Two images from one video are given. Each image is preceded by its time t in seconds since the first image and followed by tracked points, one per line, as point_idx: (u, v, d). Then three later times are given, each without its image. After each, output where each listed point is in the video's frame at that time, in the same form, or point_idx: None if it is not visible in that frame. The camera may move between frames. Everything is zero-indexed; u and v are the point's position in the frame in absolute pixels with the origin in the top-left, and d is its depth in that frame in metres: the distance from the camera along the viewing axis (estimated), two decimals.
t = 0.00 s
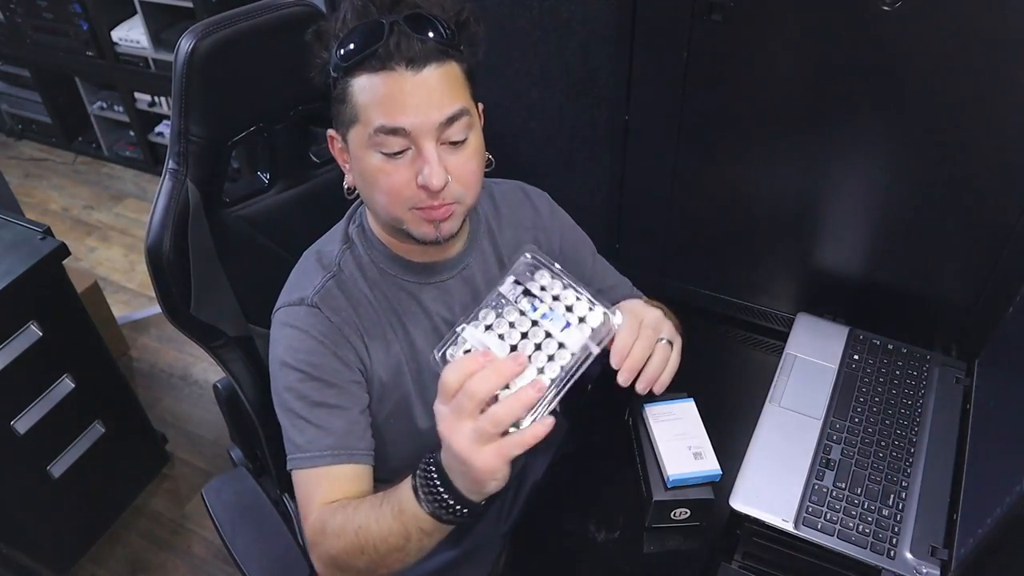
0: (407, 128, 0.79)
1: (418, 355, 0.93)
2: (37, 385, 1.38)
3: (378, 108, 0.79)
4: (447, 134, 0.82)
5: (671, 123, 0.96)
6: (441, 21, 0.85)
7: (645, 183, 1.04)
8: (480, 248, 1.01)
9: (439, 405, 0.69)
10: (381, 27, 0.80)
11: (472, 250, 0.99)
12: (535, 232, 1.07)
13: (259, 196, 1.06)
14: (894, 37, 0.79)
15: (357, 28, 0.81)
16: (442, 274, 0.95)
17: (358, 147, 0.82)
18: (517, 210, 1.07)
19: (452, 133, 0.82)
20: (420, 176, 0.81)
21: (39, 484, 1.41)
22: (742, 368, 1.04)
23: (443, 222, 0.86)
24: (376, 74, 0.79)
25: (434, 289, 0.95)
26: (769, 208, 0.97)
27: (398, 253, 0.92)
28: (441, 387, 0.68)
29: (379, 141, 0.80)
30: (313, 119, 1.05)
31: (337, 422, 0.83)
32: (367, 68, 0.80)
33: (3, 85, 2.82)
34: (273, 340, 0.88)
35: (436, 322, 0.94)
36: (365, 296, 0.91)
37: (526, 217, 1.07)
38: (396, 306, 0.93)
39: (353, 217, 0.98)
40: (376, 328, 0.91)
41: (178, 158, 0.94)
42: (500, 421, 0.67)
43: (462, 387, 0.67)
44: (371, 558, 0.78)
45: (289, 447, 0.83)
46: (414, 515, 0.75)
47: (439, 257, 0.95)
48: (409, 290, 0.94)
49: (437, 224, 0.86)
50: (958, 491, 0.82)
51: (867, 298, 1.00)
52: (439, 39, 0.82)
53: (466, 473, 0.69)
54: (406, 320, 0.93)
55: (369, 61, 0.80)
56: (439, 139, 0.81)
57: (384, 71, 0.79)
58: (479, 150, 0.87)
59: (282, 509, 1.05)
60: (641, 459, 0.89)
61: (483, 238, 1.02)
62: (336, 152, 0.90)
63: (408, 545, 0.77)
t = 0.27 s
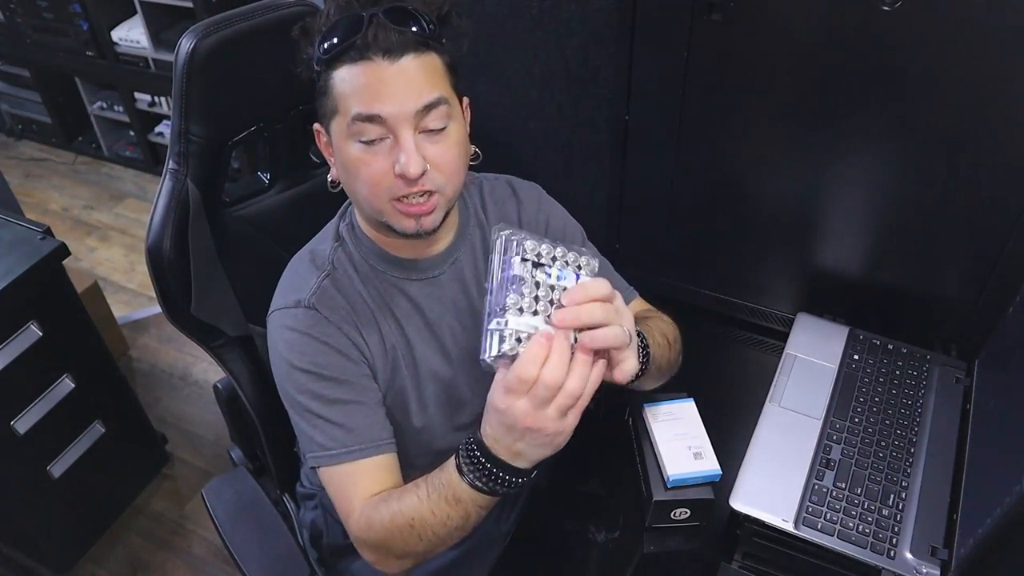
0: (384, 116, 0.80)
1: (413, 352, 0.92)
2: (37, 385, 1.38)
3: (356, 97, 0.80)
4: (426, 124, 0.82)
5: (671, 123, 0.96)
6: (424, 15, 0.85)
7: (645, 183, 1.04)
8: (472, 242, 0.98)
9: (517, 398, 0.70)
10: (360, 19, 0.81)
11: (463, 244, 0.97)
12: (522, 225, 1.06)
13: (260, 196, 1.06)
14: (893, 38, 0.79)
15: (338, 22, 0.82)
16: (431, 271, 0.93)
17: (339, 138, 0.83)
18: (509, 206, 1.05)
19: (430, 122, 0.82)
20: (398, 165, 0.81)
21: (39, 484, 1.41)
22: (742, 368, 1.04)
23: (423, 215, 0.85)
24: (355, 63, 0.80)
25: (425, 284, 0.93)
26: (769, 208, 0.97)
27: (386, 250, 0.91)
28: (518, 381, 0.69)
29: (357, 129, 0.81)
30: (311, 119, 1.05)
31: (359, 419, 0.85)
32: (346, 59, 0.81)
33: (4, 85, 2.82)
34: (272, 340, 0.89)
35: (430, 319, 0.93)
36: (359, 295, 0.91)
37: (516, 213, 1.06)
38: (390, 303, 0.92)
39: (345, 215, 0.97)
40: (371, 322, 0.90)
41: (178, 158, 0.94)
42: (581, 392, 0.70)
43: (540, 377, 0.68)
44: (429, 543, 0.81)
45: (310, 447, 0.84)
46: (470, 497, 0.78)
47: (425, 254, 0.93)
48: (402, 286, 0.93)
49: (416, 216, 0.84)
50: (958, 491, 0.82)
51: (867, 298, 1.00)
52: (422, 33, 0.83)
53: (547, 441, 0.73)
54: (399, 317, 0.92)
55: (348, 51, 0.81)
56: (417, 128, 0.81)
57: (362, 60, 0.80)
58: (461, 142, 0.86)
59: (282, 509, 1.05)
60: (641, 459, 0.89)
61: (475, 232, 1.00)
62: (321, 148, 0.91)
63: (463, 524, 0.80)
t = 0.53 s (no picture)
0: (375, 115, 0.80)
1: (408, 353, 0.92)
2: (37, 385, 1.38)
3: (348, 97, 0.80)
4: (417, 124, 0.82)
5: (671, 123, 0.96)
6: (421, 15, 0.84)
7: (645, 183, 1.03)
8: (467, 243, 0.98)
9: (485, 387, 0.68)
10: (354, 19, 0.81)
11: (460, 245, 0.97)
12: (521, 229, 1.05)
13: (259, 196, 1.06)
14: (894, 38, 0.79)
15: (333, 21, 0.82)
16: (426, 272, 0.93)
17: (332, 137, 0.83)
18: (505, 209, 1.05)
19: (422, 122, 0.82)
20: (388, 165, 0.81)
21: (39, 484, 1.41)
22: (742, 368, 1.04)
23: (414, 215, 0.84)
24: (346, 63, 0.80)
25: (421, 285, 0.93)
26: (769, 208, 0.97)
27: (381, 249, 0.92)
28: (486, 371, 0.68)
29: (350, 129, 0.81)
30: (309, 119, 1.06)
31: (349, 418, 0.84)
32: (339, 59, 0.81)
33: (4, 85, 2.82)
34: (266, 339, 0.89)
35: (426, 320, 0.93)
36: (355, 295, 0.90)
37: (514, 216, 1.06)
38: (385, 303, 0.92)
39: (342, 215, 0.97)
40: (364, 322, 0.90)
41: (176, 158, 0.94)
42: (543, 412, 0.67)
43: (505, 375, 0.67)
44: (402, 541, 0.80)
45: (298, 445, 0.84)
46: (443, 496, 0.76)
47: (419, 254, 0.93)
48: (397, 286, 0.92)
49: (407, 216, 0.84)
50: (958, 491, 0.82)
51: (867, 298, 1.00)
52: (418, 34, 0.82)
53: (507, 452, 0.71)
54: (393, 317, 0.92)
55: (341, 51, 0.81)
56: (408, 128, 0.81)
57: (354, 60, 0.80)
58: (454, 143, 0.86)
59: (282, 509, 1.05)
60: (641, 459, 0.89)
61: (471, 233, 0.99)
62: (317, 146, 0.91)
63: (435, 525, 0.79)
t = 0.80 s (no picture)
0: (387, 122, 0.80)
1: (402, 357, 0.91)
2: (37, 385, 1.38)
3: (358, 103, 0.80)
4: (428, 130, 0.82)
5: (671, 123, 0.96)
6: (426, 18, 0.84)
7: (646, 183, 1.04)
8: (470, 247, 0.97)
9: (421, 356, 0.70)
10: (363, 23, 0.81)
11: (461, 248, 0.96)
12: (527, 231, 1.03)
13: (260, 196, 1.05)
14: (894, 38, 0.79)
15: (340, 24, 0.82)
16: (426, 274, 0.93)
17: (340, 143, 0.83)
18: (511, 212, 1.03)
19: (432, 129, 0.82)
20: (399, 172, 0.81)
21: (39, 484, 1.41)
22: (742, 368, 1.04)
23: (423, 220, 0.84)
24: (357, 69, 0.79)
25: (420, 288, 0.93)
26: (769, 208, 0.97)
27: (384, 254, 0.91)
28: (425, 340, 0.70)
29: (360, 135, 0.80)
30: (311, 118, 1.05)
31: (325, 425, 0.85)
32: (348, 64, 0.80)
33: (4, 85, 2.81)
34: (262, 337, 0.89)
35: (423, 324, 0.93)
36: (353, 297, 0.90)
37: (520, 219, 1.03)
38: (382, 307, 0.91)
39: (343, 215, 0.96)
40: (358, 327, 0.90)
41: (177, 158, 0.94)
42: (463, 379, 0.68)
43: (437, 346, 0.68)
44: (348, 539, 0.82)
45: (278, 446, 0.85)
46: (375, 484, 0.78)
47: (424, 258, 0.92)
48: (396, 289, 0.92)
49: (416, 222, 0.84)
50: (958, 492, 0.82)
51: (866, 298, 1.00)
52: (423, 36, 0.82)
53: (423, 418, 0.71)
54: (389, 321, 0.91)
55: (350, 56, 0.80)
56: (419, 134, 0.81)
57: (364, 66, 0.79)
58: (462, 148, 0.86)
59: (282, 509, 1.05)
60: (640, 459, 0.89)
61: (473, 235, 0.98)
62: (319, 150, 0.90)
63: (376, 519, 0.80)
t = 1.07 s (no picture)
0: (395, 129, 0.79)
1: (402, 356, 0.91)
2: (37, 385, 1.38)
3: (365, 109, 0.79)
4: (435, 135, 0.82)
5: (671, 123, 0.96)
6: (428, 20, 0.84)
7: (646, 183, 1.03)
8: (470, 246, 0.97)
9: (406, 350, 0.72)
10: (367, 27, 0.80)
11: (461, 247, 0.96)
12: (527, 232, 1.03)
13: (259, 196, 1.05)
14: (893, 38, 0.79)
15: (343, 27, 0.81)
16: (427, 273, 0.93)
17: (345, 148, 0.82)
18: (511, 211, 1.03)
19: (439, 134, 0.82)
20: (407, 177, 0.81)
21: (39, 484, 1.41)
22: (742, 369, 1.04)
23: (430, 223, 0.85)
24: (363, 75, 0.79)
25: (420, 287, 0.93)
26: (769, 208, 0.97)
27: (387, 253, 0.91)
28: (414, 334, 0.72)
29: (367, 141, 0.80)
30: (312, 119, 1.05)
31: (319, 425, 0.85)
32: (353, 69, 0.79)
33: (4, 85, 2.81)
34: (261, 335, 0.89)
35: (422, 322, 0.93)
36: (352, 296, 0.90)
37: (520, 218, 1.03)
38: (382, 305, 0.91)
39: (344, 213, 0.96)
40: (357, 325, 0.90)
41: (177, 158, 0.94)
42: (448, 371, 0.69)
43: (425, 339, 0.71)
44: (333, 535, 0.83)
45: (274, 444, 0.85)
46: (359, 478, 0.80)
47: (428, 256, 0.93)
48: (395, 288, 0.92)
49: (423, 224, 0.85)
50: (958, 492, 0.82)
51: (866, 298, 1.00)
52: (425, 38, 0.81)
53: (406, 407, 0.72)
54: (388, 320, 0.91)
55: (356, 61, 0.79)
56: (426, 140, 0.81)
57: (371, 72, 0.79)
58: (466, 150, 0.86)
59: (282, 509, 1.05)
60: (640, 459, 0.89)
61: (473, 234, 0.98)
62: (321, 150, 0.89)
63: (360, 514, 0.82)
